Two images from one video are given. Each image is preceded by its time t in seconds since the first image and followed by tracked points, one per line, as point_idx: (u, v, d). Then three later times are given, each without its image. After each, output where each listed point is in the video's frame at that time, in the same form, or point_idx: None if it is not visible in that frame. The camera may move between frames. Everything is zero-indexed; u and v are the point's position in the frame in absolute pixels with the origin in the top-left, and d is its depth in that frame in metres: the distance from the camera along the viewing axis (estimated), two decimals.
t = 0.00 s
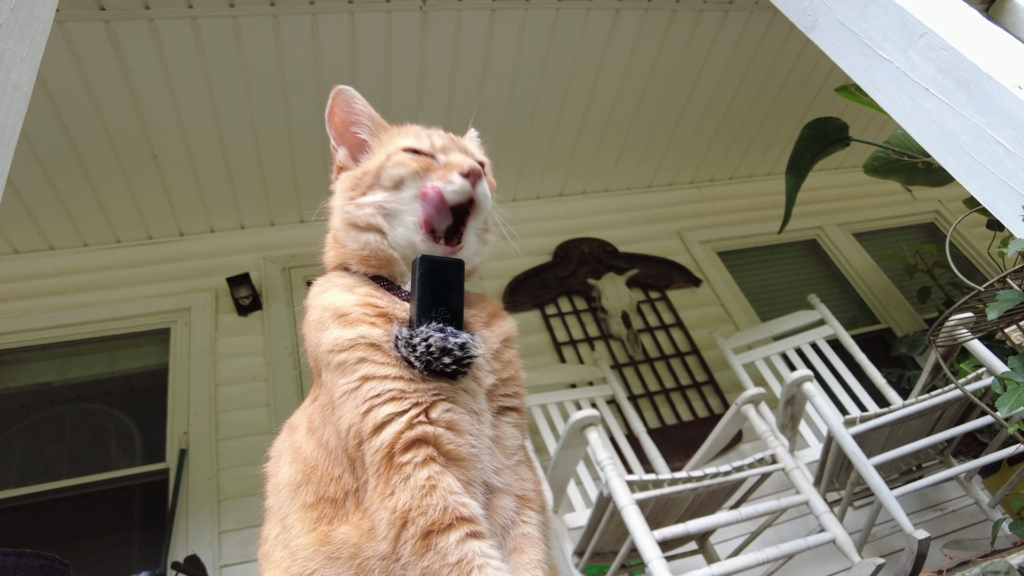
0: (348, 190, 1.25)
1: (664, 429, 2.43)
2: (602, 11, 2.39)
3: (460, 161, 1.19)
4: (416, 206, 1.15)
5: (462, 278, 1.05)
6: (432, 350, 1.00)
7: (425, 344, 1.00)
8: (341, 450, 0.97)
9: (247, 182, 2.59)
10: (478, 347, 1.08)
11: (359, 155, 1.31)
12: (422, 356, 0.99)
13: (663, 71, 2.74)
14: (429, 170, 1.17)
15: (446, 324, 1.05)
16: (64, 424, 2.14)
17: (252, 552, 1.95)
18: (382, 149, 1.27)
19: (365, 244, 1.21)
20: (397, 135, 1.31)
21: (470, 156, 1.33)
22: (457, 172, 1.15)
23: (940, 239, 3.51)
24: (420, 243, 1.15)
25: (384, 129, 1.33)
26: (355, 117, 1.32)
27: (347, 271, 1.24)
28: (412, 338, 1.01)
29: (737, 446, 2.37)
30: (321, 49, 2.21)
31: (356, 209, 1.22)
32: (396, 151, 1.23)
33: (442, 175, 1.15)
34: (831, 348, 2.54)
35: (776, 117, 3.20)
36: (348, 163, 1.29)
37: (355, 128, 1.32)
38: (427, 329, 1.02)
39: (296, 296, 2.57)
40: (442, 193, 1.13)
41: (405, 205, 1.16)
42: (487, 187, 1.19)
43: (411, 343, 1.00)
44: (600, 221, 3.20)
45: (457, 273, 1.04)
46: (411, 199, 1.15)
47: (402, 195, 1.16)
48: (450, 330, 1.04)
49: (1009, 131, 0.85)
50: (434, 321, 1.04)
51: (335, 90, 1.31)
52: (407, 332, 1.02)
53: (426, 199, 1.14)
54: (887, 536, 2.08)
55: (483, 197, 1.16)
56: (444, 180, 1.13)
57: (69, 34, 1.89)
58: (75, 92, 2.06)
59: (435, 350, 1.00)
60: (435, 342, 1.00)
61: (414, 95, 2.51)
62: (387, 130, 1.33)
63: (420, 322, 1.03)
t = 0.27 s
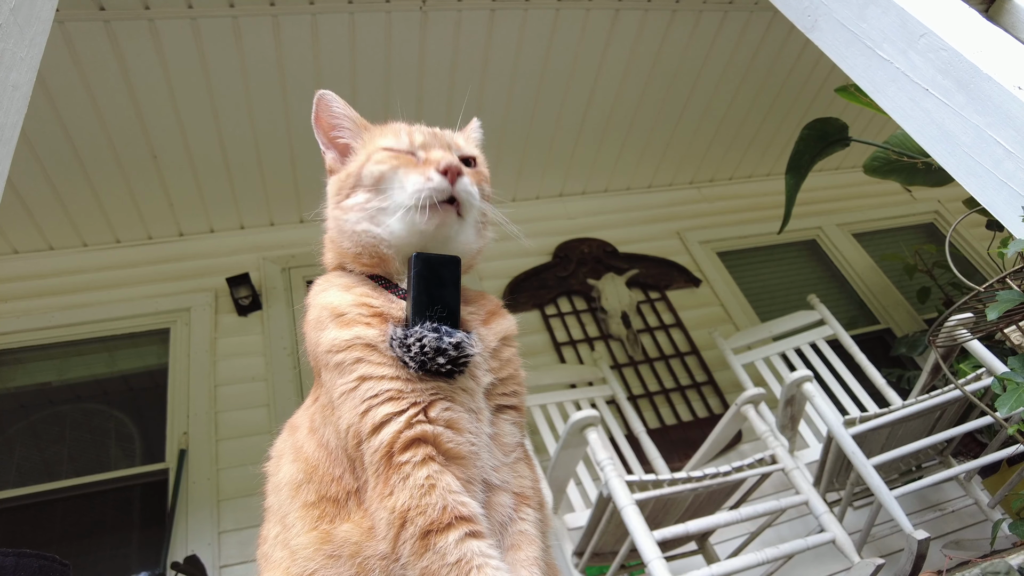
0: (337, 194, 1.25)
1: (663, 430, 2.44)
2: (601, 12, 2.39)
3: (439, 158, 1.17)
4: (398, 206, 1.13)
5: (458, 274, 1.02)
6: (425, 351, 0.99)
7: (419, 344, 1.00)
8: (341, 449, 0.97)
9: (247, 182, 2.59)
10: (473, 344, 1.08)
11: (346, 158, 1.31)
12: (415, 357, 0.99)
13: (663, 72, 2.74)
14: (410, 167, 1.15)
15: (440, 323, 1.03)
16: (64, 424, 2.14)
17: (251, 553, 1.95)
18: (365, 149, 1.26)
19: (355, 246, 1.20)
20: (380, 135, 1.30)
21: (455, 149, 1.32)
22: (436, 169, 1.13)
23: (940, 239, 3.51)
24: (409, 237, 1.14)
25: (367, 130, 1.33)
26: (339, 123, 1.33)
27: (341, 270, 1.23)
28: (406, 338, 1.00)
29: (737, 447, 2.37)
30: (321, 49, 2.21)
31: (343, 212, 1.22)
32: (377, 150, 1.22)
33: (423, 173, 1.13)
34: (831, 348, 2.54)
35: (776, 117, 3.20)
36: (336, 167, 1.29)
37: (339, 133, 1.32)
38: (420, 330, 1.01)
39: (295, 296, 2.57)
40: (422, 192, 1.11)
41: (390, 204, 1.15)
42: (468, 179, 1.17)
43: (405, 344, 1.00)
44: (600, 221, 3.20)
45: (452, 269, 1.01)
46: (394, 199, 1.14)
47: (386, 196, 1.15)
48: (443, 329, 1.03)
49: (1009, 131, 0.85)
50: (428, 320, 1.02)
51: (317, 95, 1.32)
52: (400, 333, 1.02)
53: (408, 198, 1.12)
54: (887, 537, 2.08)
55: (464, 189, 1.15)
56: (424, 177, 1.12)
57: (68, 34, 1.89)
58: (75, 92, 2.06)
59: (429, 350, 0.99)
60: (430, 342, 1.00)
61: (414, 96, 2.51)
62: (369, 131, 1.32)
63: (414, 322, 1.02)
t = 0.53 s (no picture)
0: (320, 224, 1.14)
1: (663, 430, 2.44)
2: (601, 12, 2.39)
3: (422, 216, 1.03)
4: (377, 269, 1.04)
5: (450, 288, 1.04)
6: (423, 379, 0.96)
7: (415, 372, 0.96)
8: (339, 451, 0.97)
9: (247, 182, 2.59)
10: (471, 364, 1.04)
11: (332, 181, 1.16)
12: (413, 385, 0.96)
13: (663, 72, 2.74)
14: (388, 228, 1.03)
15: (436, 346, 1.00)
16: (63, 424, 2.14)
17: (251, 553, 1.95)
18: (345, 187, 1.10)
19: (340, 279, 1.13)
20: (367, 162, 1.12)
21: (447, 179, 1.10)
22: (413, 236, 1.01)
23: (939, 239, 3.51)
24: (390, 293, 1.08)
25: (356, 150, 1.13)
26: (321, 145, 1.13)
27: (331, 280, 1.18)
28: (401, 366, 0.97)
29: (737, 447, 2.37)
30: (321, 50, 2.21)
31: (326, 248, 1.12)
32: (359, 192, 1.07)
33: (400, 237, 1.02)
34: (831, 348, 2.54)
35: (776, 117, 3.20)
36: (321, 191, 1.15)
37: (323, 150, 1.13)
38: (415, 356, 0.98)
39: (295, 296, 2.57)
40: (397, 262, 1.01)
41: (369, 261, 1.05)
42: (451, 242, 1.03)
43: (402, 372, 0.97)
44: (599, 222, 3.20)
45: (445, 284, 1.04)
46: (373, 259, 1.04)
47: (365, 252, 1.05)
48: (439, 353, 0.99)
49: (1009, 131, 0.85)
50: (423, 345, 1.00)
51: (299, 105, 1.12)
52: (395, 361, 0.98)
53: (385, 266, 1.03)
54: (887, 537, 2.08)
55: (444, 259, 1.02)
56: (400, 246, 1.01)
57: (68, 34, 1.89)
58: (75, 93, 2.06)
59: (426, 377, 0.96)
60: (425, 369, 0.97)
61: (414, 96, 2.51)
62: (359, 152, 1.13)
63: (410, 347, 0.99)
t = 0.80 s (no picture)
0: (320, 244, 1.09)
1: (663, 430, 2.44)
2: (601, 12, 2.39)
3: (426, 261, 1.00)
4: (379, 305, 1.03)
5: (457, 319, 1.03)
6: (439, 417, 0.96)
7: (432, 412, 0.96)
8: (338, 454, 0.97)
9: (246, 182, 2.59)
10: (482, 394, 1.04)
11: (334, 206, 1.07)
12: (430, 423, 0.96)
13: (663, 72, 2.74)
14: (391, 270, 1.01)
15: (449, 383, 1.00)
16: (63, 424, 2.14)
17: (251, 553, 1.95)
18: (347, 217, 1.04)
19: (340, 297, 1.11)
20: (372, 195, 1.03)
21: (455, 216, 1.06)
22: (416, 284, 0.98)
23: (939, 240, 3.51)
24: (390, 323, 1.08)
25: (362, 179, 1.04)
26: (323, 168, 1.03)
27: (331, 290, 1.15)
28: (416, 404, 0.97)
29: (736, 447, 2.37)
30: (321, 50, 2.21)
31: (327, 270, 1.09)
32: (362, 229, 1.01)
33: (402, 282, 1.00)
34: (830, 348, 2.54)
35: (776, 118, 3.20)
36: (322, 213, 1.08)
37: (326, 176, 1.04)
38: (430, 396, 0.98)
39: (295, 296, 2.57)
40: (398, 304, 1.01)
41: (370, 296, 1.04)
42: (455, 285, 1.02)
43: (417, 411, 0.96)
44: (599, 222, 3.20)
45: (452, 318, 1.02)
46: (374, 295, 1.03)
47: (367, 287, 1.03)
48: (453, 390, 0.99)
49: (1009, 131, 0.85)
50: (437, 382, 0.99)
51: (299, 131, 1.00)
52: (409, 397, 0.97)
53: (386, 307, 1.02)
54: (887, 537, 2.08)
55: (448, 303, 1.01)
56: (401, 291, 0.99)
57: (68, 34, 1.89)
58: (74, 93, 2.06)
59: (442, 416, 0.97)
60: (442, 408, 0.97)
61: (414, 96, 2.51)
62: (364, 181, 1.04)
63: (423, 386, 0.98)
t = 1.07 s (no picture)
0: (319, 240, 1.06)
1: (663, 430, 2.44)
2: (600, 12, 2.39)
3: (424, 233, 0.95)
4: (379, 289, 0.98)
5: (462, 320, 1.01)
6: (438, 412, 0.96)
7: (431, 406, 0.96)
8: (341, 455, 0.97)
9: (246, 182, 2.59)
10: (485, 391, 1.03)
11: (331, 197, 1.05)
12: (430, 418, 0.96)
13: (662, 73, 2.74)
14: (389, 247, 0.96)
15: (450, 378, 0.99)
16: (63, 424, 2.14)
17: (250, 553, 1.95)
18: (342, 204, 1.01)
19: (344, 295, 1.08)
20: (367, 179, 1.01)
21: (453, 193, 1.01)
22: (414, 254, 0.93)
23: (939, 240, 3.51)
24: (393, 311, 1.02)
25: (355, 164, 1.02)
26: (314, 159, 1.02)
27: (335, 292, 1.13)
28: (417, 398, 0.97)
29: (736, 447, 2.37)
30: (321, 50, 2.21)
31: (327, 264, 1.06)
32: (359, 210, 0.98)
33: (400, 255, 0.94)
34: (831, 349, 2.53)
35: (775, 118, 3.20)
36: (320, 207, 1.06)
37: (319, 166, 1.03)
38: (431, 390, 0.97)
39: (294, 297, 2.57)
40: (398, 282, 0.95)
41: (369, 282, 0.99)
42: (456, 258, 0.96)
43: (418, 405, 0.96)
44: (599, 222, 3.20)
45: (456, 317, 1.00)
46: (374, 279, 0.98)
47: (366, 272, 0.99)
48: (454, 385, 0.99)
49: (1009, 132, 0.85)
50: (438, 377, 0.98)
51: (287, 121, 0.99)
52: (411, 392, 0.97)
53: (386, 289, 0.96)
54: (886, 538, 2.08)
55: (449, 278, 0.95)
56: (400, 265, 0.94)
57: (68, 34, 1.89)
58: (74, 93, 2.06)
59: (441, 411, 0.96)
60: (441, 402, 0.97)
61: (413, 96, 2.51)
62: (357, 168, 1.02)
63: (425, 381, 0.98)
